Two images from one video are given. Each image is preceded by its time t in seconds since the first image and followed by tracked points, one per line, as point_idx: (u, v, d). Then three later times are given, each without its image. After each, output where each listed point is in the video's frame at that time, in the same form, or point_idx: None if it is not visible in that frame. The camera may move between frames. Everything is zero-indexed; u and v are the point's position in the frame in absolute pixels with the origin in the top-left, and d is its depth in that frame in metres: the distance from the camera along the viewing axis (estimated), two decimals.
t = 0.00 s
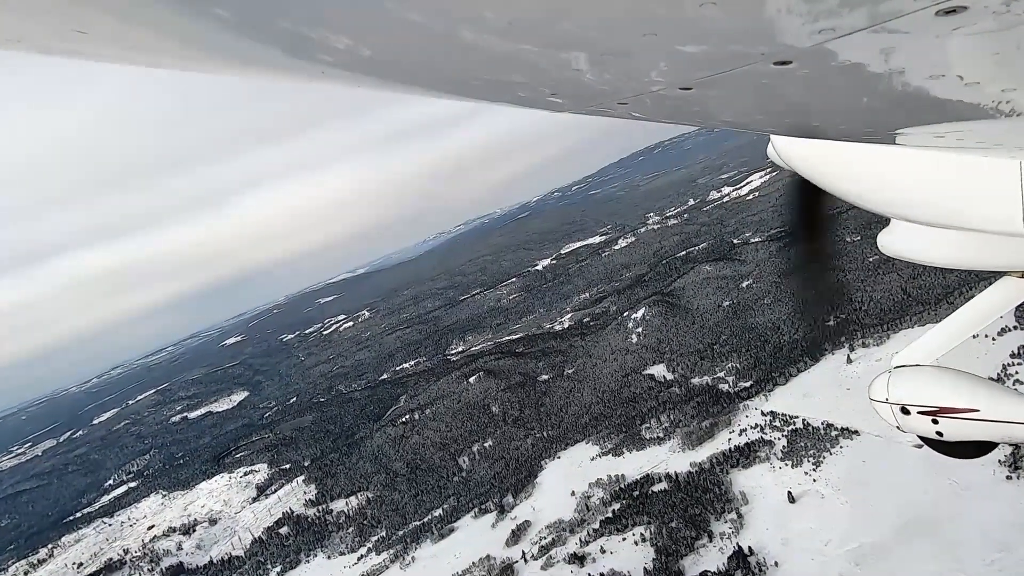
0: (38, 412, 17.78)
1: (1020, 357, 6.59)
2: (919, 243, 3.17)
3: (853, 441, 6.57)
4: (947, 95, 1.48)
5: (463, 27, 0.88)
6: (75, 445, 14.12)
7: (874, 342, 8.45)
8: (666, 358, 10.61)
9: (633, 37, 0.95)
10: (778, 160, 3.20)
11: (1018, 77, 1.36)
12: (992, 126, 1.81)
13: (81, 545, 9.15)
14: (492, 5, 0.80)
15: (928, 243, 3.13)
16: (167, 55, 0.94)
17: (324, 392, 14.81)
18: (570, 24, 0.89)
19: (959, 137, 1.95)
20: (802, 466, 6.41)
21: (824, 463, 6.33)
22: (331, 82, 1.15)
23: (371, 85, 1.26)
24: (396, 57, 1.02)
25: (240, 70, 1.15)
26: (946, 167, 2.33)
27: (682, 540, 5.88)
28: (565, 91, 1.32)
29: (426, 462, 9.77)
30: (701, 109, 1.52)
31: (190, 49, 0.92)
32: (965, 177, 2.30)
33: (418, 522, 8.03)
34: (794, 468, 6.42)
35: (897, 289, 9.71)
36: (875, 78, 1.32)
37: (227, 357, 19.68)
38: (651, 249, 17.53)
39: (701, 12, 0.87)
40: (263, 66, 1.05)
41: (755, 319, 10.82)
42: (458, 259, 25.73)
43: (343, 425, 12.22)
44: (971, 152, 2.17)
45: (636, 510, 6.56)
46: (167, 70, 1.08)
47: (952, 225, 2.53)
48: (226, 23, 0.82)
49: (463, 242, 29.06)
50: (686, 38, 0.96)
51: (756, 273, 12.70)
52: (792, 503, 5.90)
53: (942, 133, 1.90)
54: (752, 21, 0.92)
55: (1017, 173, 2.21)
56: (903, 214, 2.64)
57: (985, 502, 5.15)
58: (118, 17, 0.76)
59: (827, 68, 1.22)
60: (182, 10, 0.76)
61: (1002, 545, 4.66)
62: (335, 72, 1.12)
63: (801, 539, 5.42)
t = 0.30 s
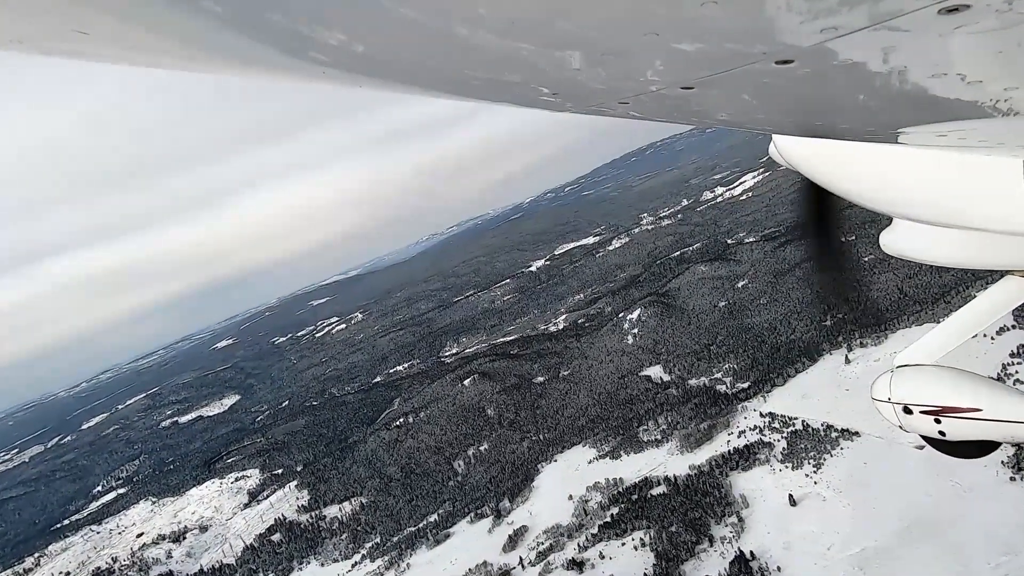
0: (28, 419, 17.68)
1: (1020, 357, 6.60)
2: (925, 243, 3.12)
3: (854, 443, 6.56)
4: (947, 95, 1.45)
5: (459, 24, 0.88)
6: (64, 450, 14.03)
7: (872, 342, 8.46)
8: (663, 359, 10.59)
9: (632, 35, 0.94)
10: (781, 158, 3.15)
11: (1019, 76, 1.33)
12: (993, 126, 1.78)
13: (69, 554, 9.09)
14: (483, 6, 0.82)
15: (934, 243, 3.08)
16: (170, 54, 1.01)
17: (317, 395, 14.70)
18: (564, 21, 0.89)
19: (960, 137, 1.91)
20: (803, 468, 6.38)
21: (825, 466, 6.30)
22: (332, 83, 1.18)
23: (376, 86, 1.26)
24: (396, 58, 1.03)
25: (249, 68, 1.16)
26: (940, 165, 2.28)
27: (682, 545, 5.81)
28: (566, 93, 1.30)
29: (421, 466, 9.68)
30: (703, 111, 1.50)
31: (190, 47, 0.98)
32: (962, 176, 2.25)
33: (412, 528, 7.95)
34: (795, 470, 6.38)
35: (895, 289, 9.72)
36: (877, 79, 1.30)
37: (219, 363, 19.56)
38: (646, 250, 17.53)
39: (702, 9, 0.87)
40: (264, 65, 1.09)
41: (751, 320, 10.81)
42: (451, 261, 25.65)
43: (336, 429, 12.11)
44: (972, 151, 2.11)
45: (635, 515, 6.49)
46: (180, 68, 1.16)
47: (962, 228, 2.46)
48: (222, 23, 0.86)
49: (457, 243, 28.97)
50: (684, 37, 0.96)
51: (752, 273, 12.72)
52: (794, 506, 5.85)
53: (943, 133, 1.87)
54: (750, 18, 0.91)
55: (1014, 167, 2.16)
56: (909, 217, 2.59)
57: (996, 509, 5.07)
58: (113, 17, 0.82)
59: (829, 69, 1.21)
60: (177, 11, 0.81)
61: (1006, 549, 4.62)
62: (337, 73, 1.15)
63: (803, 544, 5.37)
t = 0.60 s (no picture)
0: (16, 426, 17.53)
1: (1018, 356, 6.60)
2: (922, 244, 2.99)
3: (854, 443, 6.53)
4: (947, 98, 1.40)
5: (461, 25, 0.85)
6: (52, 457, 13.89)
7: (869, 341, 8.46)
8: (659, 360, 10.58)
9: (635, 35, 0.91)
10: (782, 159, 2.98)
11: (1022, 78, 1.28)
12: (993, 129, 1.73)
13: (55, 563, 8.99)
14: (487, 5, 0.79)
15: (932, 244, 2.94)
16: (179, 58, 0.98)
17: (309, 399, 14.59)
18: (563, 21, 0.86)
19: (962, 139, 1.85)
20: (803, 470, 6.32)
21: (824, 468, 6.25)
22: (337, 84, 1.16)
23: (383, 85, 1.24)
24: (407, 60, 1.00)
25: (253, 66, 1.13)
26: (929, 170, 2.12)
27: (682, 549, 5.70)
28: (567, 94, 1.27)
29: (415, 471, 9.60)
30: (704, 113, 1.46)
31: (202, 51, 0.94)
32: (955, 179, 2.10)
33: (406, 534, 7.87)
34: (796, 472, 6.33)
35: (890, 289, 9.76)
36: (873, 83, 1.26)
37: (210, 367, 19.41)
38: (639, 250, 17.51)
39: (704, 9, 0.85)
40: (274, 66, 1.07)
41: (747, 321, 10.81)
42: (444, 262, 25.58)
43: (329, 434, 12.01)
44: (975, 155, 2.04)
45: (633, 519, 6.43)
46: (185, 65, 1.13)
47: (964, 227, 2.32)
48: (226, 26, 0.83)
49: (450, 245, 28.91)
50: (684, 37, 0.93)
51: (746, 274, 12.76)
52: (795, 509, 5.77)
53: (945, 135, 1.81)
54: (748, 18, 0.89)
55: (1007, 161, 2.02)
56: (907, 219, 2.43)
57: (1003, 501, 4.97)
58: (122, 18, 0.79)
59: (829, 71, 1.17)
60: (185, 14, 0.78)
61: (1010, 550, 4.44)
62: (341, 73, 1.13)
63: (805, 546, 5.25)
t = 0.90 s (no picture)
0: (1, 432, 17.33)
1: (1018, 357, 6.66)
2: (927, 246, 3.12)
3: (854, 445, 6.51)
4: (950, 100, 1.59)
5: (455, 22, 1.04)
6: (39, 461, 13.78)
7: (866, 339, 8.51)
8: (655, 361, 10.57)
9: (638, 35, 1.12)
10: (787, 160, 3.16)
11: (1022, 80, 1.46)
12: (997, 131, 1.85)
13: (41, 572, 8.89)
14: (479, 7, 0.99)
15: (939, 245, 3.06)
16: (184, 55, 1.18)
17: (301, 400, 14.52)
18: (561, 20, 1.06)
19: (964, 140, 1.96)
20: (803, 473, 6.27)
21: (825, 470, 6.21)
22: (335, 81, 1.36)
23: (374, 82, 1.44)
24: (393, 57, 1.20)
25: (254, 66, 1.32)
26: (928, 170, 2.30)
27: (682, 555, 5.71)
28: (567, 92, 1.47)
29: (409, 475, 9.52)
30: (696, 113, 1.65)
31: (200, 49, 1.14)
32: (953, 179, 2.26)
33: (400, 540, 7.82)
34: (796, 475, 6.28)
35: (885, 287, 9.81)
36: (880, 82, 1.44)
37: (199, 371, 19.26)
38: (633, 250, 17.55)
39: (706, 10, 1.04)
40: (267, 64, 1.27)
41: (742, 321, 10.82)
42: (436, 264, 25.47)
43: (321, 437, 11.90)
44: (977, 159, 2.16)
45: (631, 523, 6.39)
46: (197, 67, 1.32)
47: (967, 229, 2.46)
48: (224, 26, 1.03)
49: (441, 246, 28.78)
50: (681, 36, 1.13)
51: (741, 273, 12.78)
52: (795, 512, 5.76)
53: (945, 137, 1.93)
54: (747, 19, 1.08)
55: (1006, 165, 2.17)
56: (914, 220, 2.60)
57: (1004, 503, 5.00)
58: (133, 16, 0.97)
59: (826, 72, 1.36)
60: (191, 15, 0.97)
61: (1014, 553, 4.50)
62: (338, 72, 1.33)
63: (807, 551, 5.25)
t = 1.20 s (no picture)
0: None
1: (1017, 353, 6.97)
2: (927, 252, 3.01)
3: (854, 446, 6.51)
4: (949, 107, 1.62)
5: (455, 20, 1.02)
6: (25, 468, 13.58)
7: (864, 339, 8.53)
8: (651, 362, 10.54)
9: (638, 39, 1.11)
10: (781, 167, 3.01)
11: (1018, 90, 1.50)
12: (995, 140, 1.90)
13: None
14: (479, 7, 0.98)
15: (936, 251, 2.96)
16: (175, 51, 1.17)
17: (293, 404, 14.39)
18: (559, 19, 1.03)
19: (963, 149, 2.01)
20: (805, 473, 6.27)
21: (826, 470, 6.22)
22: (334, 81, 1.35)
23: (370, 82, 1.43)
24: (391, 53, 1.18)
25: (256, 65, 1.30)
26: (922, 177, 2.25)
27: (682, 559, 5.67)
28: (565, 95, 1.46)
29: (404, 479, 9.43)
30: (694, 115, 1.67)
31: (189, 43, 1.13)
32: (945, 187, 2.21)
33: (395, 546, 7.75)
34: (796, 475, 6.29)
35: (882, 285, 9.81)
36: (877, 87, 1.47)
37: (189, 374, 19.07)
38: (627, 250, 17.53)
39: (708, 14, 1.03)
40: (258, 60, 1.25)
41: (738, 321, 10.80)
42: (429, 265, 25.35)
43: (314, 441, 11.78)
44: (978, 165, 2.13)
45: (631, 527, 6.39)
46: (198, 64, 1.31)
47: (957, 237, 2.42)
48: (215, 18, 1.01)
49: (434, 247, 28.64)
50: (681, 40, 1.12)
51: (736, 273, 12.76)
52: (796, 513, 5.76)
53: (946, 145, 1.99)
54: (756, 21, 1.07)
55: (996, 172, 2.12)
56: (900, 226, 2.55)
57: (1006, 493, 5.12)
58: (123, 8, 0.95)
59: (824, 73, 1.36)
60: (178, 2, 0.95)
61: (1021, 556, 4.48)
62: (338, 70, 1.31)
63: (810, 554, 5.23)
